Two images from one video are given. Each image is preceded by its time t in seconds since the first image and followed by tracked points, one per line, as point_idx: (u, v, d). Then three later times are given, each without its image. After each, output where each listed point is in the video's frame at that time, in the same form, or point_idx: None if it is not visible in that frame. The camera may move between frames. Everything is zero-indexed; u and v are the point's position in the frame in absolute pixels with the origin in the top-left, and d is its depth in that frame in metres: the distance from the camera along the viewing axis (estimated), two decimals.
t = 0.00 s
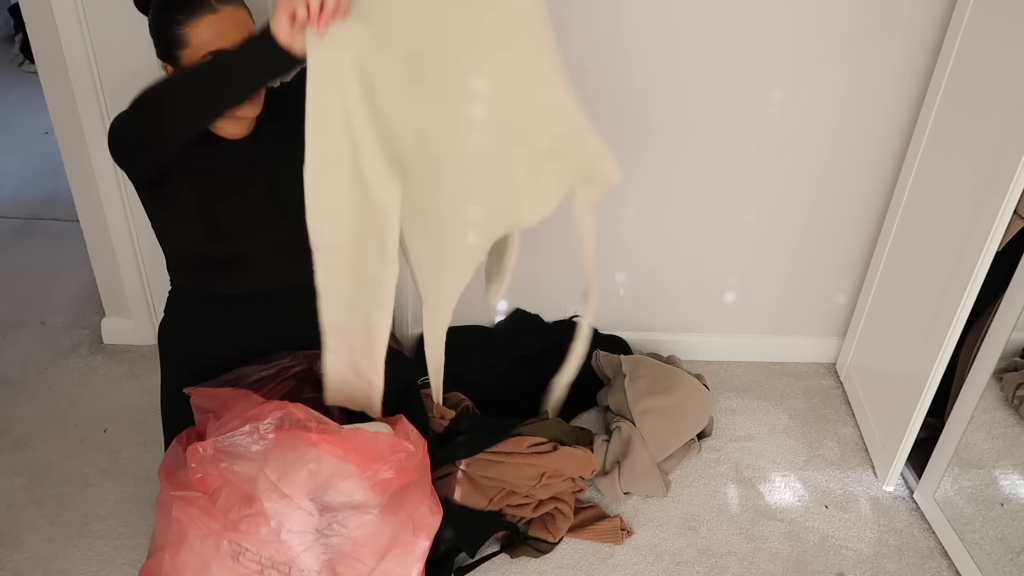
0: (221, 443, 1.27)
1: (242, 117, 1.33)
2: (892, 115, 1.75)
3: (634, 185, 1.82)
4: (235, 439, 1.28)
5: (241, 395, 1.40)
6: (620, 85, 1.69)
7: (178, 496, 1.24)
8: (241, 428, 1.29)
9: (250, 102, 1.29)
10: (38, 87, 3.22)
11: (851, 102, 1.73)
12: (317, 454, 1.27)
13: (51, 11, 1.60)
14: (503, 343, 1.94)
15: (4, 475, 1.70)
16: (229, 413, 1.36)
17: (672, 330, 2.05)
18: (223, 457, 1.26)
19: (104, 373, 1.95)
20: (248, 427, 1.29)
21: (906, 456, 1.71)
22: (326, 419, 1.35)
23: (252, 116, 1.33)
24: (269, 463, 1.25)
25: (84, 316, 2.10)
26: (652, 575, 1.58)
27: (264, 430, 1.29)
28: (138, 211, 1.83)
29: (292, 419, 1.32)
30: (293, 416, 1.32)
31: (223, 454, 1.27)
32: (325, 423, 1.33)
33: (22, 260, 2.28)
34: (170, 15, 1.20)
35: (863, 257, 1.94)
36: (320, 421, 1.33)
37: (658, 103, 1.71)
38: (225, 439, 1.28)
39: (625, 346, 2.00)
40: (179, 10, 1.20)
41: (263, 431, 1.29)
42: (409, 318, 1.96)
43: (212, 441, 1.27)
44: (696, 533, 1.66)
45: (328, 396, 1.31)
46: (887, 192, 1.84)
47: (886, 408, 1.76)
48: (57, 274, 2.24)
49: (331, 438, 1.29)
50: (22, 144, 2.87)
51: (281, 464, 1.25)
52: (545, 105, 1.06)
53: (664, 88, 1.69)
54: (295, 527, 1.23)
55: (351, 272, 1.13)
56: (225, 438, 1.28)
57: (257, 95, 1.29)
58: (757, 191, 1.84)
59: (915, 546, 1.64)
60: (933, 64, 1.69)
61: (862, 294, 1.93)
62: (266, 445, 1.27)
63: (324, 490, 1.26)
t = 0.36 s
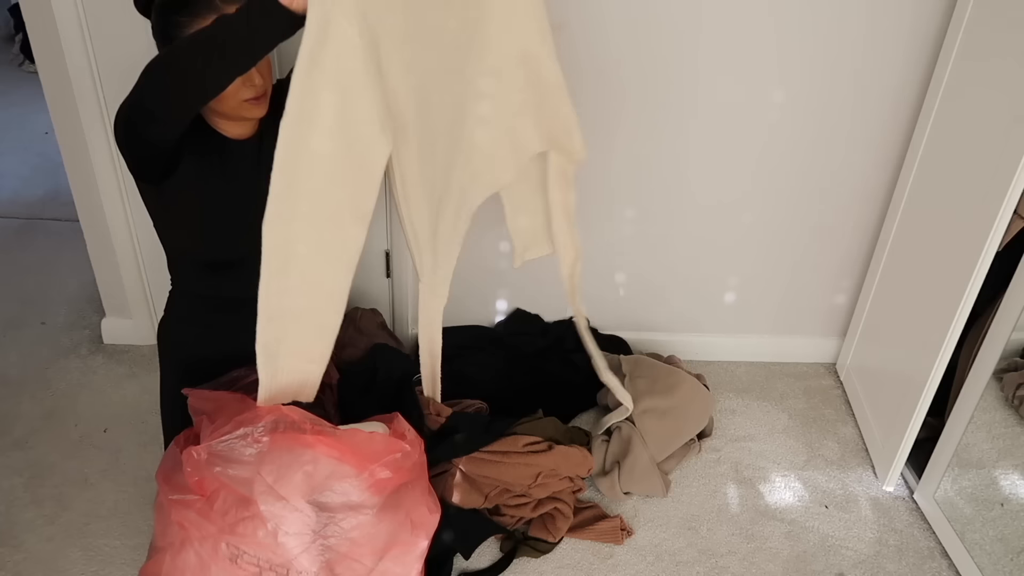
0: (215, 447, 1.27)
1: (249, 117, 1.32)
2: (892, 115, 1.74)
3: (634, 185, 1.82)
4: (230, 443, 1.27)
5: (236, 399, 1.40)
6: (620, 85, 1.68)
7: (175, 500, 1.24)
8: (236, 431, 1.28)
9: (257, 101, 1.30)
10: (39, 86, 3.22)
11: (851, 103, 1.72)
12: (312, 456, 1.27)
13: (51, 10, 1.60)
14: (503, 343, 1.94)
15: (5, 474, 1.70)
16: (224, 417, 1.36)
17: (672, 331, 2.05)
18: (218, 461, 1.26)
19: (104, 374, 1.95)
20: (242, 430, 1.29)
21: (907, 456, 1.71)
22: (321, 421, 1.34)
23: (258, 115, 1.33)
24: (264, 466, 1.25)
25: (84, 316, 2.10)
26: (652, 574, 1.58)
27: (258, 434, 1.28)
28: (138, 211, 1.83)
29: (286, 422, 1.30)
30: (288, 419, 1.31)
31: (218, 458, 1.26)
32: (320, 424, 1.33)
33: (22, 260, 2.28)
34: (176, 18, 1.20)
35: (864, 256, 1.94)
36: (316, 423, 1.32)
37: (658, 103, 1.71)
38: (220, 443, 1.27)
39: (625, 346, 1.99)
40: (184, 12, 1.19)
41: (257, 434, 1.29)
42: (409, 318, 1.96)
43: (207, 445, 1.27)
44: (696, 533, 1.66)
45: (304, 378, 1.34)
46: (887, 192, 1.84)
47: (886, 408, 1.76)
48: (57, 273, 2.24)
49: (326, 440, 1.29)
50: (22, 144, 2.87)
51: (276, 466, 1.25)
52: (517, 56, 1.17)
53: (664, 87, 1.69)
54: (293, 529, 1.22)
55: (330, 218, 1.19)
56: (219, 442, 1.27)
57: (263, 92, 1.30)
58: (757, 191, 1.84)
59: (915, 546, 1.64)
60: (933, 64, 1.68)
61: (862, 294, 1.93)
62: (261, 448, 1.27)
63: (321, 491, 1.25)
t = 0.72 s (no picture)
0: (220, 444, 1.27)
1: (245, 128, 1.29)
2: (891, 115, 1.75)
3: (634, 186, 1.82)
4: (235, 441, 1.27)
5: (242, 404, 1.40)
6: (620, 85, 1.69)
7: (178, 498, 1.24)
8: (240, 429, 1.28)
9: (252, 112, 1.26)
10: (38, 87, 3.22)
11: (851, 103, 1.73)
12: (316, 455, 1.26)
13: (51, 11, 1.60)
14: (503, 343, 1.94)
15: (4, 475, 1.69)
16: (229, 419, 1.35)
17: (672, 331, 2.05)
18: (222, 459, 1.26)
19: (104, 373, 1.94)
20: (248, 428, 1.28)
21: (906, 456, 1.71)
22: (325, 420, 1.34)
23: (254, 125, 1.29)
24: (268, 464, 1.25)
25: (84, 316, 2.10)
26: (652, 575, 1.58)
27: (263, 432, 1.28)
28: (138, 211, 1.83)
29: (292, 420, 1.31)
30: (293, 418, 1.31)
31: (222, 455, 1.26)
32: (325, 423, 1.33)
33: (22, 260, 2.28)
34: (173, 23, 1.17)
35: (863, 257, 1.94)
36: (320, 423, 1.32)
37: (659, 103, 1.71)
38: (224, 440, 1.27)
39: (625, 346, 1.99)
40: (182, 17, 1.16)
41: (262, 432, 1.29)
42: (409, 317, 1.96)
43: (211, 442, 1.26)
44: (696, 533, 1.66)
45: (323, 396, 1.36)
46: (887, 193, 1.85)
47: (886, 409, 1.76)
48: (57, 273, 2.24)
49: (331, 438, 1.29)
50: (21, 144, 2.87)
51: (280, 465, 1.25)
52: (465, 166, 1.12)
53: (665, 88, 1.69)
54: (295, 527, 1.23)
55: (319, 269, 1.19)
56: (224, 440, 1.27)
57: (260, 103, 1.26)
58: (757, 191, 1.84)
59: (915, 546, 1.64)
60: (932, 64, 1.68)
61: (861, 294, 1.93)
62: (265, 447, 1.27)
63: (324, 489, 1.25)
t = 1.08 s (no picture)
0: (218, 444, 1.26)
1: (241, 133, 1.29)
2: (891, 115, 1.75)
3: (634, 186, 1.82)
4: (232, 441, 1.26)
5: (240, 404, 1.40)
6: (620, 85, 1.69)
7: (176, 498, 1.24)
8: (237, 430, 1.28)
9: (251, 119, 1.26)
10: (38, 87, 3.22)
11: (851, 103, 1.73)
12: (314, 454, 1.26)
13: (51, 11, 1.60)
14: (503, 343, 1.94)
15: (4, 475, 1.69)
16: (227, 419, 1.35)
17: (672, 331, 2.05)
18: (220, 459, 1.26)
19: (104, 373, 1.94)
20: (245, 429, 1.28)
21: (906, 457, 1.71)
22: (321, 421, 1.35)
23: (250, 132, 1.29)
24: (266, 464, 1.25)
25: (84, 316, 2.10)
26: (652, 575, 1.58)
27: (260, 432, 1.28)
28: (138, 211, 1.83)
29: (289, 420, 1.30)
30: (290, 418, 1.31)
31: (220, 456, 1.26)
32: (321, 423, 1.34)
33: (22, 260, 2.28)
34: (178, 28, 1.17)
35: (863, 257, 1.94)
36: (317, 423, 1.33)
37: (659, 104, 1.71)
38: (222, 441, 1.26)
39: (625, 346, 1.99)
40: (188, 24, 1.16)
41: (259, 432, 1.28)
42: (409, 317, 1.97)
43: (208, 443, 1.26)
44: (696, 533, 1.66)
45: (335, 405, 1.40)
46: (886, 193, 1.85)
47: (886, 409, 1.76)
48: (57, 273, 2.24)
49: (328, 438, 1.29)
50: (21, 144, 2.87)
51: (278, 465, 1.24)
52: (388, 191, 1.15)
53: (665, 88, 1.69)
54: (294, 527, 1.23)
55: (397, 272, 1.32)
56: (222, 440, 1.27)
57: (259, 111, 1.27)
58: (757, 191, 1.84)
59: (915, 546, 1.64)
60: (933, 64, 1.68)
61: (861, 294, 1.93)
62: (263, 447, 1.26)
63: (322, 489, 1.25)
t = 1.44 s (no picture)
0: (209, 450, 1.27)
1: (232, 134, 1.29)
2: (891, 114, 1.74)
3: (634, 186, 1.82)
4: (223, 446, 1.27)
5: (233, 404, 1.41)
6: (620, 85, 1.68)
7: (172, 504, 1.25)
8: (229, 434, 1.28)
9: (243, 123, 1.26)
10: (38, 87, 3.22)
11: (851, 103, 1.73)
12: (305, 457, 1.26)
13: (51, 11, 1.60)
14: (503, 343, 1.94)
15: (4, 475, 1.70)
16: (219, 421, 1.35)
17: (672, 331, 2.05)
18: (212, 464, 1.26)
19: (104, 373, 1.95)
20: (236, 433, 1.28)
21: (906, 457, 1.71)
22: (313, 423, 1.35)
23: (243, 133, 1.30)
24: (258, 468, 1.24)
25: (84, 315, 2.10)
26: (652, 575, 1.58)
27: (252, 436, 1.28)
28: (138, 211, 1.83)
29: (280, 423, 1.31)
30: (281, 421, 1.31)
31: (211, 461, 1.26)
32: (313, 425, 1.34)
33: (22, 260, 2.28)
34: (168, 37, 1.16)
35: (863, 257, 1.94)
36: (308, 425, 1.33)
37: (659, 104, 1.71)
38: (213, 446, 1.27)
39: (625, 346, 2.00)
40: (177, 32, 1.16)
41: (250, 436, 1.28)
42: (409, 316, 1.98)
43: (201, 448, 1.27)
44: (696, 533, 1.66)
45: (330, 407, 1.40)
46: (886, 193, 1.85)
47: (886, 408, 1.76)
48: (57, 274, 2.24)
49: (319, 440, 1.28)
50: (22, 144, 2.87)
51: (270, 469, 1.24)
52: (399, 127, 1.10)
53: (664, 87, 1.69)
54: (287, 531, 1.22)
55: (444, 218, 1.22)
56: (213, 445, 1.27)
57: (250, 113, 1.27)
58: (757, 192, 1.84)
59: (915, 546, 1.64)
60: (933, 63, 1.68)
61: (862, 294, 1.93)
62: (254, 450, 1.26)
63: (315, 492, 1.25)
